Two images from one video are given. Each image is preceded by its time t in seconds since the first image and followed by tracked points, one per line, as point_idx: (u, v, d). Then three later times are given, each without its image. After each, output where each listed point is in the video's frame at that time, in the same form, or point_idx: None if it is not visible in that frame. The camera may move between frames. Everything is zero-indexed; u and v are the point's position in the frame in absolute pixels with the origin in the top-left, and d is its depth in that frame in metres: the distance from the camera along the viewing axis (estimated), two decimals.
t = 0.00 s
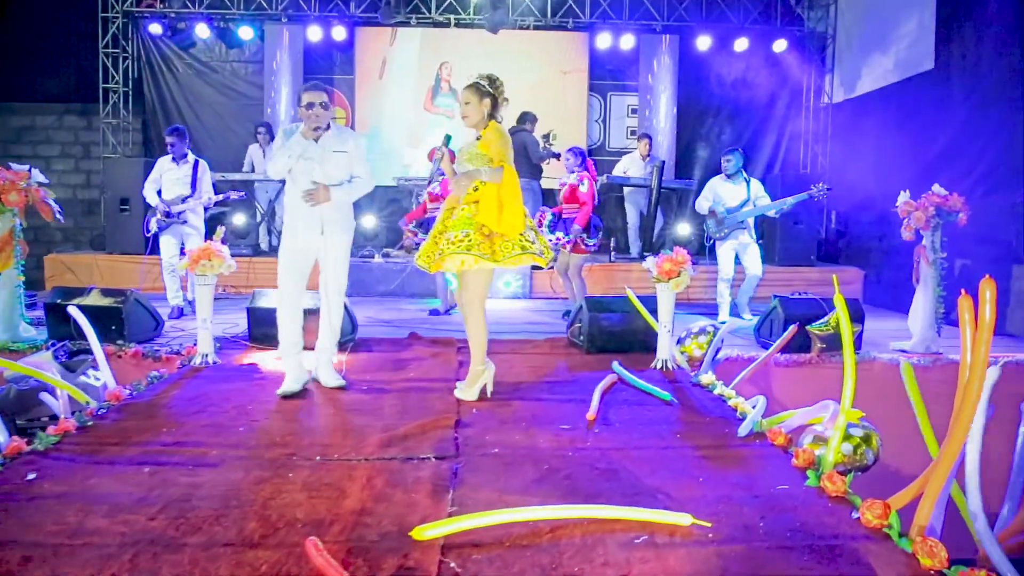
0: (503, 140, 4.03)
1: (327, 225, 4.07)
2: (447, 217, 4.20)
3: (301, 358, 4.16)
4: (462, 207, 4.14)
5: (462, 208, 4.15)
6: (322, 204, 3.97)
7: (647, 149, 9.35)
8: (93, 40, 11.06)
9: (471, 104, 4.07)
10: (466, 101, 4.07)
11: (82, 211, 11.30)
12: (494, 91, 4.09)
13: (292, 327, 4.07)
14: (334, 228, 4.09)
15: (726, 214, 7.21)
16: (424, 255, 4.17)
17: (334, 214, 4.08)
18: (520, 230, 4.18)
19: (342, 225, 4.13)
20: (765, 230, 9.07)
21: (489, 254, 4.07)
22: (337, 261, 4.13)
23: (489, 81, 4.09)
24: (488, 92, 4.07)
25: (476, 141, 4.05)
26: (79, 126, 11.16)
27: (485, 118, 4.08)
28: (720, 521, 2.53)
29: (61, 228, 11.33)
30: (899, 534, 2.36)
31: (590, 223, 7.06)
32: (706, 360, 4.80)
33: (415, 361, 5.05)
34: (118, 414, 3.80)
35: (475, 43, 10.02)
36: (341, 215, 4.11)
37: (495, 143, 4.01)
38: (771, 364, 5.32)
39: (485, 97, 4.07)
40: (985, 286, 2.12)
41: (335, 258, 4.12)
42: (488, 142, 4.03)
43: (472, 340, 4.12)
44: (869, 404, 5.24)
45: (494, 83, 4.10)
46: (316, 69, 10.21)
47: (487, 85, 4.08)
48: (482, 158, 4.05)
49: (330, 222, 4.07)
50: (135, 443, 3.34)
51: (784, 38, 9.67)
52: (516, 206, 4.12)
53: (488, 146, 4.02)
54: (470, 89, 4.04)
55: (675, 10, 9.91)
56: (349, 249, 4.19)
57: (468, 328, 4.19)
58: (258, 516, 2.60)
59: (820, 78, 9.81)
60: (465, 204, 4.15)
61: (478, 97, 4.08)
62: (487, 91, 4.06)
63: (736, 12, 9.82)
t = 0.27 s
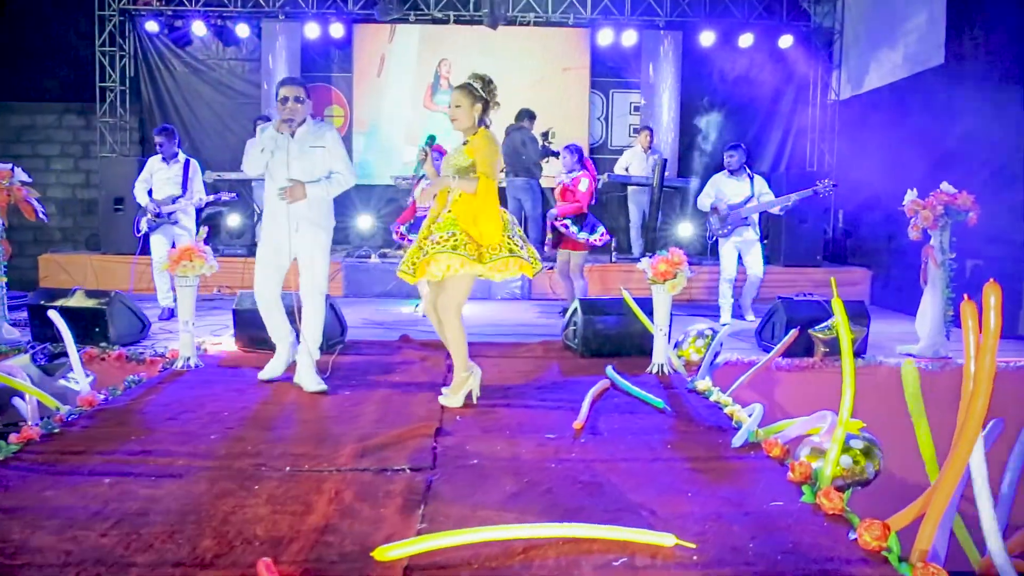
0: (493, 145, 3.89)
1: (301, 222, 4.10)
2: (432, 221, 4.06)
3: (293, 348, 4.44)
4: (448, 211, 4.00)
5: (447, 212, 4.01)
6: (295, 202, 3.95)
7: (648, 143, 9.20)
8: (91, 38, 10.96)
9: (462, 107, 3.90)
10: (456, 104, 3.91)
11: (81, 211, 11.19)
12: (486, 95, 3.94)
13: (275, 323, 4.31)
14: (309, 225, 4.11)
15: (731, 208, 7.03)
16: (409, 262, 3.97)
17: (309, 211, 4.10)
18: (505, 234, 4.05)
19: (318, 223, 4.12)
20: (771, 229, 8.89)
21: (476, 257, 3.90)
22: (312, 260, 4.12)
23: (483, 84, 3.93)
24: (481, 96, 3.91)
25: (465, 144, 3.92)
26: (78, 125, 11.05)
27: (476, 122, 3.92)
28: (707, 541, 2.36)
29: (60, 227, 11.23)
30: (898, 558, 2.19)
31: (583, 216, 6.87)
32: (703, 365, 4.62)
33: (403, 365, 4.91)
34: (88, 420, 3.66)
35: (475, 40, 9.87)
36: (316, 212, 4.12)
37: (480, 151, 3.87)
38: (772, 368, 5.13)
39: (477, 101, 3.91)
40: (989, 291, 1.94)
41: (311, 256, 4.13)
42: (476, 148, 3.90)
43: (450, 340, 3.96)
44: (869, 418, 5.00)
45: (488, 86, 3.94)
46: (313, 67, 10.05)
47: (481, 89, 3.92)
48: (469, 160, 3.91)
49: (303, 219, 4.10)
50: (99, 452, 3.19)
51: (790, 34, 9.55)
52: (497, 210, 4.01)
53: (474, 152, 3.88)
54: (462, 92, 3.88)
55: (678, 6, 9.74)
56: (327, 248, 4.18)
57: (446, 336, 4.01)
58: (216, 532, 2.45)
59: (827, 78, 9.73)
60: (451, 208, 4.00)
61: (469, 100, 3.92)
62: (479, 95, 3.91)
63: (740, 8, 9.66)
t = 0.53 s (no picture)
0: (492, 137, 3.75)
1: (286, 220, 4.15)
2: (427, 217, 3.87)
3: (282, 349, 4.44)
4: (444, 206, 3.82)
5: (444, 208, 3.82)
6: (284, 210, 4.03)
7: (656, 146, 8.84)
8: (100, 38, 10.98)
9: (458, 96, 3.76)
10: (452, 93, 3.77)
11: (89, 210, 11.15)
12: (483, 84, 3.80)
13: (267, 325, 4.30)
14: (293, 223, 4.16)
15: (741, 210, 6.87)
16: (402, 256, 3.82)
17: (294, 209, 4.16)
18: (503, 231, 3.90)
19: (302, 221, 4.19)
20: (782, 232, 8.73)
21: (479, 258, 3.75)
22: (298, 257, 4.18)
23: (482, 73, 3.79)
24: (478, 85, 3.77)
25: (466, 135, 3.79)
26: (87, 124, 11.01)
27: (472, 111, 3.77)
28: (693, 564, 2.22)
29: (68, 225, 11.19)
30: None
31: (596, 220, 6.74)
32: (705, 373, 4.45)
33: (396, 369, 4.78)
34: (67, 424, 3.57)
35: (482, 39, 9.75)
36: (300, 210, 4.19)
37: (481, 145, 3.72)
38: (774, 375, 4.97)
39: (473, 89, 3.77)
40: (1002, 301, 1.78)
41: (296, 254, 4.18)
42: (478, 140, 3.75)
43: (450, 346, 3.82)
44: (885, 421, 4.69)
45: (485, 75, 3.81)
46: (319, 67, 10.03)
47: (476, 76, 3.77)
48: (468, 154, 3.77)
49: (288, 217, 4.14)
50: (72, 458, 3.10)
51: (803, 34, 9.37)
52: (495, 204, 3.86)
53: (476, 146, 3.74)
54: (458, 79, 3.74)
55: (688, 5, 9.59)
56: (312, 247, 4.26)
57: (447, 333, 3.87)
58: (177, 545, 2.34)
59: (839, 79, 9.45)
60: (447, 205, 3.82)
61: (466, 89, 3.78)
62: (475, 84, 3.77)
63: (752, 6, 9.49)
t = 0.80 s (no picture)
0: (490, 145, 3.60)
1: (278, 219, 4.07)
2: (425, 229, 3.72)
3: (281, 349, 4.30)
4: (443, 219, 3.68)
5: (444, 220, 3.68)
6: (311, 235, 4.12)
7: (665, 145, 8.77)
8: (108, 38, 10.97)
9: (450, 99, 3.63)
10: (445, 95, 3.64)
11: (98, 209, 11.14)
12: (476, 85, 3.65)
13: (263, 326, 4.18)
14: (285, 222, 4.08)
15: (750, 210, 6.70)
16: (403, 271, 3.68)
17: (286, 210, 4.08)
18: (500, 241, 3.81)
19: (295, 219, 4.10)
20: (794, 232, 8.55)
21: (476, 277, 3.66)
22: (292, 255, 4.09)
23: (476, 76, 3.64)
24: (471, 87, 3.63)
25: (463, 141, 3.65)
26: (97, 124, 11.00)
27: (466, 115, 3.65)
28: None
29: (78, 224, 11.16)
30: None
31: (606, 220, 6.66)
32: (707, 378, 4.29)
33: (392, 372, 4.68)
34: (51, 426, 3.51)
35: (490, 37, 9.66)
36: (293, 211, 4.12)
37: (478, 152, 3.59)
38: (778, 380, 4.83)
39: (465, 92, 3.63)
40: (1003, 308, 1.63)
41: (288, 251, 4.09)
42: (474, 148, 3.61)
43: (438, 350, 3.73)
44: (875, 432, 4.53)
45: (480, 76, 3.66)
46: (323, 64, 9.95)
47: (469, 79, 3.63)
48: (466, 163, 3.63)
49: (280, 217, 4.06)
50: (49, 463, 3.02)
51: (816, 30, 9.18)
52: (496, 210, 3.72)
53: (473, 154, 3.60)
54: (450, 83, 3.62)
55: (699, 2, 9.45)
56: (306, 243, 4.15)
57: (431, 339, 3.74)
58: (143, 557, 2.25)
59: (854, 76, 9.32)
60: (445, 216, 3.69)
61: (457, 91, 3.65)
62: (468, 86, 3.63)
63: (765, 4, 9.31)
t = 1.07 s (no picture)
0: (482, 131, 3.45)
1: (271, 216, 3.97)
2: (416, 216, 3.64)
3: (273, 350, 4.21)
4: (435, 207, 3.59)
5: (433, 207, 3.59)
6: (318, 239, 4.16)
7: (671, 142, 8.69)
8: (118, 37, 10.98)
9: (449, 89, 3.51)
10: (445, 86, 3.53)
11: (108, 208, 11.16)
12: (475, 77, 3.51)
13: (257, 326, 4.11)
14: (277, 220, 3.98)
15: (750, 208, 6.59)
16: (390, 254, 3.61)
17: (280, 207, 3.98)
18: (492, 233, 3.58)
19: (288, 216, 4.01)
20: (805, 232, 8.40)
21: (456, 261, 3.48)
22: (284, 253, 4.00)
23: (476, 66, 3.52)
24: (471, 77, 3.51)
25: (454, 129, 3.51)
26: (107, 122, 11.03)
27: (462, 106, 3.52)
28: None
29: (88, 223, 11.18)
30: None
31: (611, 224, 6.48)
32: (710, 382, 4.18)
33: (387, 373, 4.59)
34: (36, 427, 3.46)
35: (497, 34, 9.55)
36: (286, 209, 4.01)
37: (472, 136, 3.46)
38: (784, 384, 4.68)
39: (465, 83, 3.52)
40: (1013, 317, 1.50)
41: (281, 249, 4.00)
42: (465, 134, 3.48)
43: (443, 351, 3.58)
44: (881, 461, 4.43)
45: (480, 66, 3.53)
46: (330, 61, 9.89)
47: (470, 71, 3.51)
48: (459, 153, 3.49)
49: (273, 215, 3.97)
50: (29, 465, 2.96)
51: (829, 26, 9.02)
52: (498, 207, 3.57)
53: (465, 140, 3.47)
54: (449, 73, 3.51)
55: None
56: (299, 243, 4.07)
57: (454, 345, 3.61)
58: (108, 566, 2.17)
59: (868, 73, 9.18)
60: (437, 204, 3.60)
61: (457, 82, 3.53)
62: (468, 77, 3.50)
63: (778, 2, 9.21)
